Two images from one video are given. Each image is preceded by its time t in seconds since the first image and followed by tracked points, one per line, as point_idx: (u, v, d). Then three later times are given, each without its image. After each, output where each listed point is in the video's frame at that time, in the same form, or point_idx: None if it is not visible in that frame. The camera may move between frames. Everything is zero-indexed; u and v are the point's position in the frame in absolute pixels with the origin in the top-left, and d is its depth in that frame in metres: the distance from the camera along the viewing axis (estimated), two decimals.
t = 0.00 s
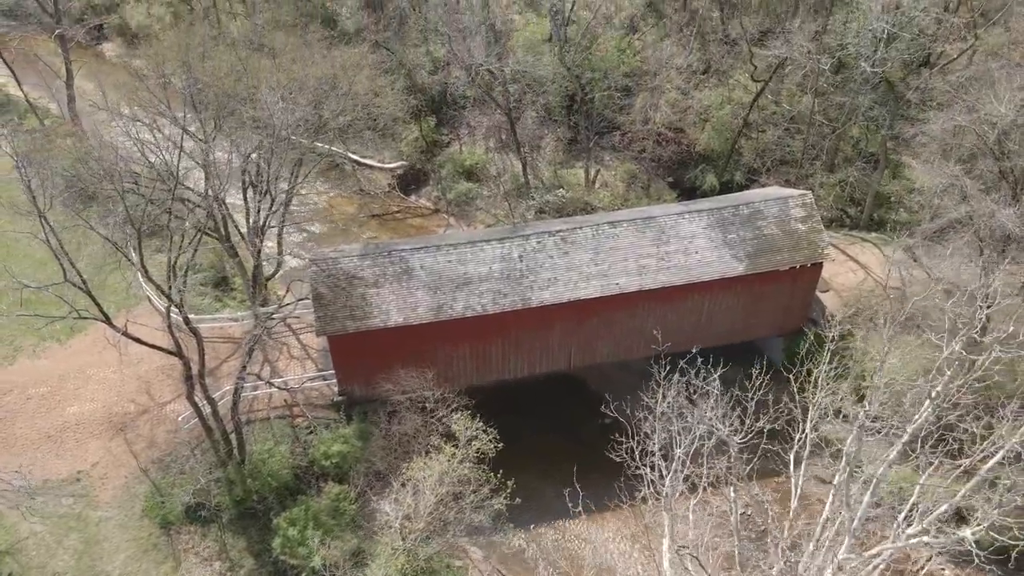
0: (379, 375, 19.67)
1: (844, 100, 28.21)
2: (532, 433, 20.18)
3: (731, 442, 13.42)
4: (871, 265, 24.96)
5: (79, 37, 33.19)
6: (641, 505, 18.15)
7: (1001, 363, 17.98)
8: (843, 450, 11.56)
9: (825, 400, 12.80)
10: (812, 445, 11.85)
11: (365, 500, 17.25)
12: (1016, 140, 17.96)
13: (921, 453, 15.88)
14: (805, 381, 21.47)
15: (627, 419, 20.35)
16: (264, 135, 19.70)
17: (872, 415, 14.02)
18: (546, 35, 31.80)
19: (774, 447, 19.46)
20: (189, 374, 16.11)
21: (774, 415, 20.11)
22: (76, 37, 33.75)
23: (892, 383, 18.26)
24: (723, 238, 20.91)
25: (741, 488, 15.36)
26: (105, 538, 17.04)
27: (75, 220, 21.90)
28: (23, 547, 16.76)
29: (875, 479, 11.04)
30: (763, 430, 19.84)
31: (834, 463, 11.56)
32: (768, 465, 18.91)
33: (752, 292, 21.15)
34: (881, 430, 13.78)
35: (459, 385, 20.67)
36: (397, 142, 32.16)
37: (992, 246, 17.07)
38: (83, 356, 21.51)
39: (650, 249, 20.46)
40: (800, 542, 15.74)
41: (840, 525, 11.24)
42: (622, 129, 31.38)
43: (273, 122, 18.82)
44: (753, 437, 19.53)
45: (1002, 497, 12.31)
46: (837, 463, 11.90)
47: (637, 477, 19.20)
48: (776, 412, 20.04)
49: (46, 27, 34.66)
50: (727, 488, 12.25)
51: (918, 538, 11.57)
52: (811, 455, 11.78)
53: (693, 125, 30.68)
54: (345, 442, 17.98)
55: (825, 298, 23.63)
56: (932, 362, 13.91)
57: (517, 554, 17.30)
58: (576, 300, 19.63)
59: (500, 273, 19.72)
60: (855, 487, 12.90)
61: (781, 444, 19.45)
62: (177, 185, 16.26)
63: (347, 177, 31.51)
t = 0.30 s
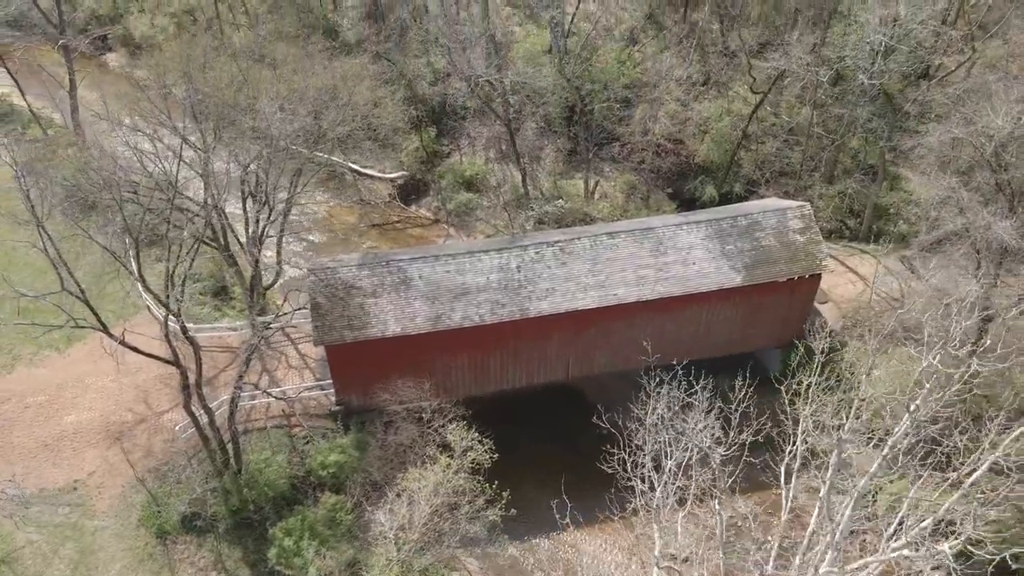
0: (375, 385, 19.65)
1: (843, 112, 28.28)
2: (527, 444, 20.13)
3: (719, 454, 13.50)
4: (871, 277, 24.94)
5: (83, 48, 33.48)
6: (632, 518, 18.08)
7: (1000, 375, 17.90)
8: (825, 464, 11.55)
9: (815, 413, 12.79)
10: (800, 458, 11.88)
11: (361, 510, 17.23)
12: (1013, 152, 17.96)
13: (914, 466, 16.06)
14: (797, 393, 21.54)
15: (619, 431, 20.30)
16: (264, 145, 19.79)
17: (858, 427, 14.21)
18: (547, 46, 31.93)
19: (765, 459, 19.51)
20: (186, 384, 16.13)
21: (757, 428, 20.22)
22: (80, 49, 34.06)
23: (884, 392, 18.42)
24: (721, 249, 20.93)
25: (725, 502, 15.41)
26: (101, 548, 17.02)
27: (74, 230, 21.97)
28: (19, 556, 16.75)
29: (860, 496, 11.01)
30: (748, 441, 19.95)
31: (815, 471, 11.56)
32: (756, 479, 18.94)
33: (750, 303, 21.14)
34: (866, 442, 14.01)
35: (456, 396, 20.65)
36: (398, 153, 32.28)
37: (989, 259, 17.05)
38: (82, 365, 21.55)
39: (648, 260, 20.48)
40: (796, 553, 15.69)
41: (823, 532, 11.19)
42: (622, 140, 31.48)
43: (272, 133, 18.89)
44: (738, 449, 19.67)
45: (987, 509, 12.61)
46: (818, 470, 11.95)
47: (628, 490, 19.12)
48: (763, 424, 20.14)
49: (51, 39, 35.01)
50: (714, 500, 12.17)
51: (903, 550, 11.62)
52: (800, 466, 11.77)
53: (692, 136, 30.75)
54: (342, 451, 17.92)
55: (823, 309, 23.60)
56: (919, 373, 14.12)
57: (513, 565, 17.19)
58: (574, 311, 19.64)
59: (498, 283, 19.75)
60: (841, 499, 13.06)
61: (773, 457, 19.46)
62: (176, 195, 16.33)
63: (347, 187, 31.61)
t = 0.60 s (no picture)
0: (373, 394, 19.66)
1: (841, 123, 28.39)
2: (521, 454, 20.06)
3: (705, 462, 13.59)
4: (870, 288, 24.95)
5: (86, 58, 33.70)
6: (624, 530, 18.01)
7: (999, 387, 17.85)
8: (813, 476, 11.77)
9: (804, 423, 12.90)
10: (790, 468, 12.03)
11: (357, 521, 17.17)
12: (1009, 164, 18.00)
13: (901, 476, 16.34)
14: (789, 404, 21.51)
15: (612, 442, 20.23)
16: (262, 155, 19.82)
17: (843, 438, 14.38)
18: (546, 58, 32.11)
19: (756, 471, 19.52)
20: (183, 393, 16.13)
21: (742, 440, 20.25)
22: (83, 59, 34.28)
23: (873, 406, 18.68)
24: (719, 260, 20.95)
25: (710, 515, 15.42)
26: (97, 558, 16.98)
27: (74, 239, 22.04)
28: (14, 566, 16.72)
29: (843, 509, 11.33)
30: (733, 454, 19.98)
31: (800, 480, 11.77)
32: (743, 493, 18.90)
33: (747, 314, 21.13)
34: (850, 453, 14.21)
35: (453, 406, 20.64)
36: (398, 163, 32.42)
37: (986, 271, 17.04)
38: (80, 373, 21.56)
39: (646, 270, 20.51)
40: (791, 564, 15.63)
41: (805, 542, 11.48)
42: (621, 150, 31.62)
43: (270, 143, 18.97)
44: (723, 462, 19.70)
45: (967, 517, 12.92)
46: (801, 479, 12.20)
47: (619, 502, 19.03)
48: (748, 436, 20.14)
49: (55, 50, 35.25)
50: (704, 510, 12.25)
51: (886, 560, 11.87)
52: (789, 478, 11.96)
53: (692, 147, 30.81)
54: (339, 461, 17.95)
55: (822, 319, 23.57)
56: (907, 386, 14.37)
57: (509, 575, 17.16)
58: (572, 322, 19.66)
59: (496, 293, 19.78)
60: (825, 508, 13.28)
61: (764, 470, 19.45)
62: (174, 205, 16.36)
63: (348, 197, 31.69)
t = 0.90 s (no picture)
0: (369, 404, 19.63)
1: (839, 135, 28.48)
2: (515, 464, 19.90)
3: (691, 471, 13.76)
4: (869, 299, 24.93)
5: (88, 69, 33.92)
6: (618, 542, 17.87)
7: (997, 399, 17.82)
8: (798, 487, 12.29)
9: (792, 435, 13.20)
10: (778, 480, 12.38)
11: (352, 531, 17.02)
12: (1005, 176, 18.04)
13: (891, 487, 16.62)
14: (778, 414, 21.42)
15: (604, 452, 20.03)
16: (261, 164, 19.91)
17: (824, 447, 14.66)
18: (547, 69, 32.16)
19: (747, 483, 19.42)
20: (179, 402, 16.14)
21: (725, 452, 20.21)
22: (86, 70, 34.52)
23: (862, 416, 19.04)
24: (717, 271, 20.96)
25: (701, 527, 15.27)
26: (92, 567, 16.93)
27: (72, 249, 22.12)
28: None
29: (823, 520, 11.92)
30: (718, 467, 19.91)
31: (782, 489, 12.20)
32: (733, 506, 18.76)
33: (745, 324, 21.11)
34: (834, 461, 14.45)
35: (450, 416, 20.60)
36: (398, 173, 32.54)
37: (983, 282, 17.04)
38: (77, 382, 21.56)
39: (644, 281, 20.52)
40: None
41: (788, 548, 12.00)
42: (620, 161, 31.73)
43: (268, 152, 19.06)
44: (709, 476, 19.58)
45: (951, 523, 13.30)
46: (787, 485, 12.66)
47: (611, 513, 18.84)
48: (733, 446, 20.07)
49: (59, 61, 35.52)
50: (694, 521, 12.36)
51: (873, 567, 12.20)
52: (776, 488, 12.40)
53: (691, 158, 30.84)
54: (335, 471, 17.93)
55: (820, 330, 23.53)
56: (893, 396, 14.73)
57: None
58: (569, 332, 19.66)
59: (493, 303, 19.80)
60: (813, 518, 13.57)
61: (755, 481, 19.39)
62: (172, 214, 16.43)
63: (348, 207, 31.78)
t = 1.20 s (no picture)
0: (366, 414, 19.61)
1: (838, 146, 28.54)
2: (511, 475, 19.87)
3: (677, 480, 13.82)
4: (867, 310, 24.92)
5: (91, 79, 34.16)
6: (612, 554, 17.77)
7: (995, 410, 17.78)
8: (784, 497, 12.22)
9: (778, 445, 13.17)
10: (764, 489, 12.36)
11: (347, 542, 16.97)
12: (1001, 188, 18.05)
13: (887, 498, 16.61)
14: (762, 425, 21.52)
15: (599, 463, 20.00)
16: (259, 174, 19.98)
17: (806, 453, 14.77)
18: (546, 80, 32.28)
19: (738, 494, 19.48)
20: (176, 412, 16.14)
21: (708, 463, 20.26)
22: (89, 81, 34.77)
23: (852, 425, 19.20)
24: (714, 282, 20.98)
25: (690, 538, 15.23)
26: None
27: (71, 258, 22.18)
28: None
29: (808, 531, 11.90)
30: (702, 478, 19.92)
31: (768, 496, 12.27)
32: (721, 518, 18.82)
33: (742, 335, 21.11)
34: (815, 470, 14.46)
35: (447, 426, 20.57)
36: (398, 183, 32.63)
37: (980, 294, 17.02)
38: (75, 391, 21.57)
39: (642, 292, 20.54)
40: None
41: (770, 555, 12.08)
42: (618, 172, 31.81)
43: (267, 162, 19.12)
44: (693, 488, 19.60)
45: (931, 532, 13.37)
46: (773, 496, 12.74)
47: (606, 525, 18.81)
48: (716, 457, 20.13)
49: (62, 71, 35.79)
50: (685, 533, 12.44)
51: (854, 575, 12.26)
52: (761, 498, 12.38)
53: (690, 168, 30.94)
54: (332, 481, 17.90)
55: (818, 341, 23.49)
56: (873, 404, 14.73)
57: None
58: (566, 342, 19.66)
59: (491, 313, 19.82)
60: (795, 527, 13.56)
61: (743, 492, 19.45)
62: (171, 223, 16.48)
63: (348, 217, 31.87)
